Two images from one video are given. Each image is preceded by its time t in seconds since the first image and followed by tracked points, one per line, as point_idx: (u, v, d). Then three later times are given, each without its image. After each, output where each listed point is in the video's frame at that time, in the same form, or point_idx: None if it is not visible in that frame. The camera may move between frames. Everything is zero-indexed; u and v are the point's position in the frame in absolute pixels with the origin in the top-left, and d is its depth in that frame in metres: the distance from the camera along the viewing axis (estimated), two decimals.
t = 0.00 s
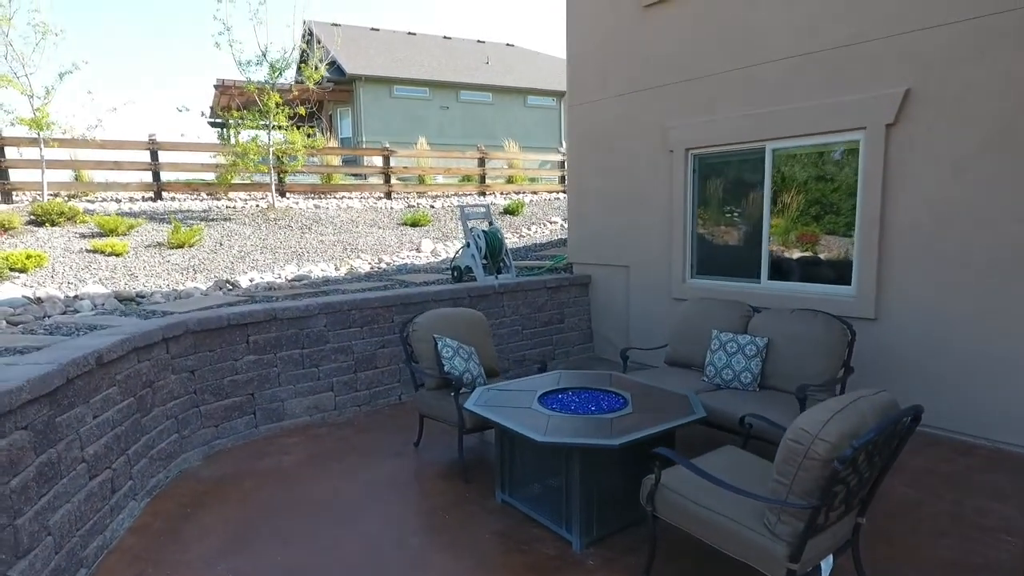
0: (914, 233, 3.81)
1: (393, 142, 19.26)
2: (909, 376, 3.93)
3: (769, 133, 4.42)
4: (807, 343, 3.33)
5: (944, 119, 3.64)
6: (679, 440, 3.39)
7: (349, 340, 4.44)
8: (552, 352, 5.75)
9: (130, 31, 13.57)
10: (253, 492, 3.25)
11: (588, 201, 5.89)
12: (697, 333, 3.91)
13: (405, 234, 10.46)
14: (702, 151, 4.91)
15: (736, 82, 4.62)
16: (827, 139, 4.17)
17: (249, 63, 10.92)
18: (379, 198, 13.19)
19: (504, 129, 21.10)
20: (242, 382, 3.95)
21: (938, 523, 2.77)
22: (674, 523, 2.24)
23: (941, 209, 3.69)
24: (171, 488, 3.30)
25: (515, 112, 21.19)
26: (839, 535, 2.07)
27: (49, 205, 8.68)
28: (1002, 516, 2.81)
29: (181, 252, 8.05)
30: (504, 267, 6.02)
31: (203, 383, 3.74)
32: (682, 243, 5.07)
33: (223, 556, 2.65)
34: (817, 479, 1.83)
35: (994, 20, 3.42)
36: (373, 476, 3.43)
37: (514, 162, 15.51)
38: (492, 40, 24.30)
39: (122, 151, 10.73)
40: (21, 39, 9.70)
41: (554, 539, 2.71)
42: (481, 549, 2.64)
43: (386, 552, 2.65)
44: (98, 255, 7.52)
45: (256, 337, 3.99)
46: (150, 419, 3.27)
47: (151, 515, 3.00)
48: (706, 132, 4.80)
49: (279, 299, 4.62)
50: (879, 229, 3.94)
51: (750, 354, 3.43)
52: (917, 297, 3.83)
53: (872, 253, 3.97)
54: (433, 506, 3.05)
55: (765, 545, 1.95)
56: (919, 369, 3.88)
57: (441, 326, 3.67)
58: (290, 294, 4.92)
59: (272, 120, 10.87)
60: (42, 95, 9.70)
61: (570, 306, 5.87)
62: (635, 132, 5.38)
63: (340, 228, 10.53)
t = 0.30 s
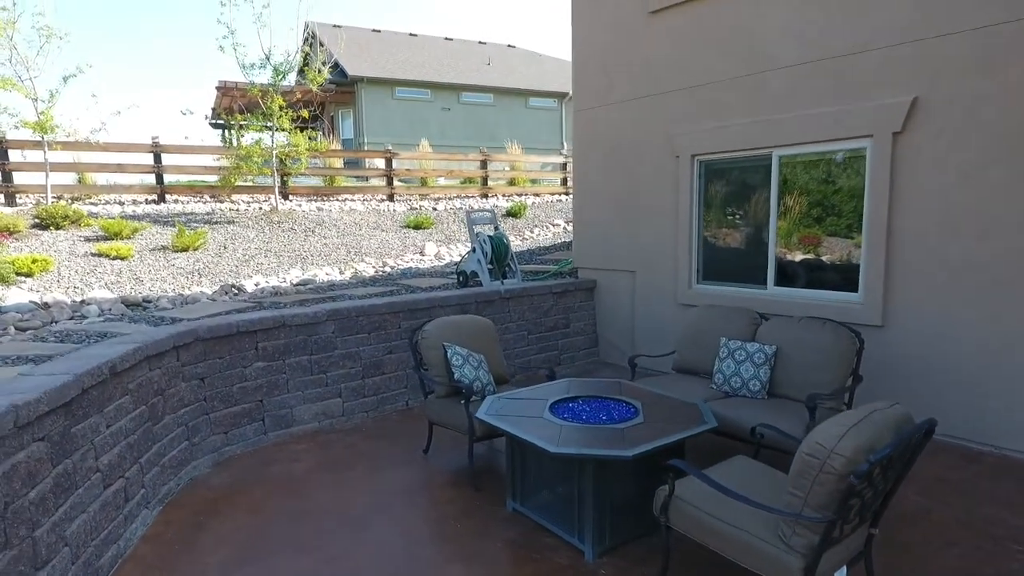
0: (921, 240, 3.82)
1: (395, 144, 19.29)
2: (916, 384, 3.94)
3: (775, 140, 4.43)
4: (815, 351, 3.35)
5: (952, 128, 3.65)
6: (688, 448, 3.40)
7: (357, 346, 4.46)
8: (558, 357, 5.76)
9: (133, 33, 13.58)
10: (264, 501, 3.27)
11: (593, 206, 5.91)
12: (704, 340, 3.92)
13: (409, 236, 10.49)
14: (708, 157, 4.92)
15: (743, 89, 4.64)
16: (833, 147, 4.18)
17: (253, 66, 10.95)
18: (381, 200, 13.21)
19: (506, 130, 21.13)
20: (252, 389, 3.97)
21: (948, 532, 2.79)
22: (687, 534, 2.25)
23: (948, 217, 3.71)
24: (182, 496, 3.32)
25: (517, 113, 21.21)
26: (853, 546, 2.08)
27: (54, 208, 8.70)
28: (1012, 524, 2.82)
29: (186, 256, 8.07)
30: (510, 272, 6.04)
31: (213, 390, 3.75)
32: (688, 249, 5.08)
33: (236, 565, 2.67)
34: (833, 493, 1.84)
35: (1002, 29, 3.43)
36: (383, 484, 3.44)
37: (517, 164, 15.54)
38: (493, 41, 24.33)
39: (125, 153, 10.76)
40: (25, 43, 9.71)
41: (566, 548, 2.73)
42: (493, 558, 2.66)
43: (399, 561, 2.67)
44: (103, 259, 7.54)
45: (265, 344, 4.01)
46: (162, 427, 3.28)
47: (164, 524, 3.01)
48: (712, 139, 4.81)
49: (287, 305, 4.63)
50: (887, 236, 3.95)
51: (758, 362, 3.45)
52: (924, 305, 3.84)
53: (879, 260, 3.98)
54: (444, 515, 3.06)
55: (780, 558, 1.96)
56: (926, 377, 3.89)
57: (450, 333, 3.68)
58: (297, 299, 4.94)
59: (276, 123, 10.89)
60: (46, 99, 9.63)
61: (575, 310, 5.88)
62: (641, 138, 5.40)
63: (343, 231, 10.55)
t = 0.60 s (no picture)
0: (929, 247, 3.84)
1: (397, 145, 19.33)
2: (924, 390, 3.95)
3: (784, 147, 4.44)
4: (824, 358, 3.37)
5: (960, 136, 3.67)
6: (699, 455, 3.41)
7: (366, 352, 4.47)
8: (564, 362, 5.78)
9: (136, 35, 13.61)
10: (278, 509, 3.28)
11: (600, 211, 5.92)
12: (713, 347, 3.95)
13: (413, 239, 10.51)
14: (715, 163, 4.94)
15: (751, 96, 4.65)
16: (842, 154, 4.19)
17: (257, 69, 10.94)
18: (384, 202, 13.24)
19: (507, 132, 21.16)
20: (263, 396, 3.98)
21: (959, 539, 2.80)
22: (703, 545, 2.27)
23: (957, 225, 3.73)
24: (196, 503, 3.33)
25: (518, 115, 21.23)
26: (869, 558, 2.10)
27: (59, 211, 8.73)
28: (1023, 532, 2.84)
29: (191, 259, 8.09)
30: (516, 277, 6.06)
31: (225, 398, 3.77)
32: (695, 254, 5.10)
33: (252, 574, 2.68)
34: (851, 506, 1.86)
35: (1012, 38, 3.44)
36: (396, 491, 3.46)
37: (519, 166, 15.57)
38: (494, 42, 24.36)
39: (130, 156, 10.78)
40: (30, 46, 9.63)
41: (580, 557, 2.74)
42: (508, 567, 2.67)
43: (413, 570, 2.69)
44: (109, 263, 7.56)
45: (276, 351, 4.03)
46: (176, 435, 3.30)
47: (179, 532, 3.03)
48: (719, 145, 4.83)
49: (296, 311, 4.65)
50: (895, 243, 3.96)
51: (769, 370, 3.46)
52: (933, 312, 3.86)
53: (888, 267, 4.00)
54: (456, 522, 3.08)
55: (797, 570, 1.98)
56: (935, 383, 3.90)
57: (462, 341, 3.69)
58: (306, 305, 4.95)
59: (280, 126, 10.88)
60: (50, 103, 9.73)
61: (582, 315, 5.90)
62: (648, 144, 5.41)
63: (347, 234, 10.57)
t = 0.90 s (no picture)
0: (938, 256, 3.86)
1: (399, 147, 19.37)
2: (934, 397, 3.97)
3: (792, 154, 4.46)
4: (836, 366, 3.39)
5: (969, 144, 3.69)
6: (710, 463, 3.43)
7: (376, 358, 4.50)
8: (572, 366, 5.80)
9: (140, 38, 13.63)
10: (293, 517, 3.31)
11: (607, 217, 5.94)
12: (724, 355, 3.97)
13: (417, 242, 10.55)
14: (724, 169, 4.96)
15: (759, 103, 4.67)
16: (850, 161, 4.21)
17: (262, 73, 10.85)
18: (388, 205, 13.28)
19: (509, 134, 21.19)
20: (275, 403, 4.01)
21: (972, 548, 2.82)
22: (720, 555, 2.30)
23: (966, 233, 3.74)
24: (210, 510, 3.35)
25: (520, 116, 21.26)
26: (886, 569, 2.11)
27: (65, 215, 8.75)
28: None
29: (198, 263, 8.12)
30: (524, 282, 6.08)
31: (238, 405, 3.79)
32: (703, 260, 5.11)
33: None
34: (870, 519, 1.88)
35: (1023, 47, 3.46)
36: (410, 499, 3.48)
37: (522, 168, 15.60)
38: (496, 44, 24.39)
39: (134, 159, 10.81)
40: (36, 50, 9.59)
41: (595, 566, 2.76)
42: None
43: None
44: (116, 266, 7.58)
45: (288, 358, 4.05)
46: (191, 443, 3.32)
47: (196, 540, 3.05)
48: (728, 152, 4.85)
49: (306, 317, 4.67)
50: (904, 250, 3.98)
51: (780, 378, 3.48)
52: (942, 320, 3.88)
53: (897, 275, 4.01)
54: (471, 531, 3.10)
55: None
56: (944, 390, 3.92)
57: (474, 349, 3.70)
58: (316, 311, 4.97)
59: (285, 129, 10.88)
60: (56, 107, 9.72)
61: (589, 320, 5.92)
62: (655, 149, 5.44)
63: (352, 237, 10.60)
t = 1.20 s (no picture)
0: (950, 263, 3.87)
1: (405, 149, 19.44)
2: (946, 404, 3.98)
3: (803, 162, 4.48)
4: (848, 374, 3.41)
5: (981, 153, 3.71)
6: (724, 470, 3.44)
7: (389, 364, 4.53)
8: (581, 371, 5.83)
9: (148, 41, 13.72)
10: (309, 523, 3.34)
11: (616, 221, 5.96)
12: (735, 362, 3.99)
13: (424, 245, 10.59)
14: (734, 175, 4.98)
15: (769, 110, 4.69)
16: (862, 169, 4.22)
17: (270, 77, 10.92)
18: (394, 207, 13.33)
19: (514, 135, 21.24)
20: (290, 409, 4.04)
21: (986, 556, 2.83)
22: (737, 565, 2.32)
23: (978, 240, 3.75)
24: (228, 516, 3.39)
25: (525, 117, 21.30)
26: None
27: (76, 218, 8.83)
28: None
29: (208, 266, 8.18)
30: (533, 286, 6.11)
31: (254, 410, 3.82)
32: (713, 265, 5.13)
33: None
34: (888, 531, 1.90)
35: None
36: (425, 505, 3.52)
37: (528, 170, 15.64)
38: (501, 45, 24.42)
39: (143, 162, 10.89)
40: (47, 55, 9.68)
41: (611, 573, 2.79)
42: None
43: None
44: (127, 270, 7.64)
45: (302, 364, 4.08)
46: (209, 449, 3.35)
47: (214, 546, 3.09)
48: (738, 158, 4.87)
49: (319, 322, 4.70)
50: (915, 258, 4.00)
51: (793, 387, 3.51)
52: (954, 327, 3.89)
53: (908, 282, 4.03)
54: (487, 537, 3.14)
55: None
56: (956, 397, 3.94)
57: (488, 357, 3.73)
58: (328, 316, 5.01)
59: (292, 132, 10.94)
60: (66, 111, 9.77)
61: (599, 324, 5.95)
62: (664, 155, 5.46)
63: (359, 239, 10.65)
